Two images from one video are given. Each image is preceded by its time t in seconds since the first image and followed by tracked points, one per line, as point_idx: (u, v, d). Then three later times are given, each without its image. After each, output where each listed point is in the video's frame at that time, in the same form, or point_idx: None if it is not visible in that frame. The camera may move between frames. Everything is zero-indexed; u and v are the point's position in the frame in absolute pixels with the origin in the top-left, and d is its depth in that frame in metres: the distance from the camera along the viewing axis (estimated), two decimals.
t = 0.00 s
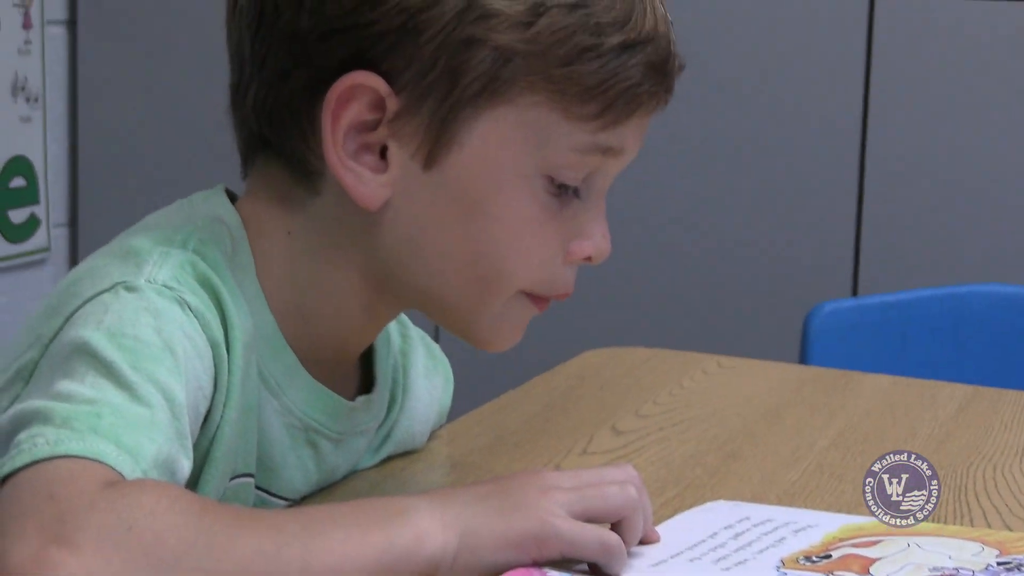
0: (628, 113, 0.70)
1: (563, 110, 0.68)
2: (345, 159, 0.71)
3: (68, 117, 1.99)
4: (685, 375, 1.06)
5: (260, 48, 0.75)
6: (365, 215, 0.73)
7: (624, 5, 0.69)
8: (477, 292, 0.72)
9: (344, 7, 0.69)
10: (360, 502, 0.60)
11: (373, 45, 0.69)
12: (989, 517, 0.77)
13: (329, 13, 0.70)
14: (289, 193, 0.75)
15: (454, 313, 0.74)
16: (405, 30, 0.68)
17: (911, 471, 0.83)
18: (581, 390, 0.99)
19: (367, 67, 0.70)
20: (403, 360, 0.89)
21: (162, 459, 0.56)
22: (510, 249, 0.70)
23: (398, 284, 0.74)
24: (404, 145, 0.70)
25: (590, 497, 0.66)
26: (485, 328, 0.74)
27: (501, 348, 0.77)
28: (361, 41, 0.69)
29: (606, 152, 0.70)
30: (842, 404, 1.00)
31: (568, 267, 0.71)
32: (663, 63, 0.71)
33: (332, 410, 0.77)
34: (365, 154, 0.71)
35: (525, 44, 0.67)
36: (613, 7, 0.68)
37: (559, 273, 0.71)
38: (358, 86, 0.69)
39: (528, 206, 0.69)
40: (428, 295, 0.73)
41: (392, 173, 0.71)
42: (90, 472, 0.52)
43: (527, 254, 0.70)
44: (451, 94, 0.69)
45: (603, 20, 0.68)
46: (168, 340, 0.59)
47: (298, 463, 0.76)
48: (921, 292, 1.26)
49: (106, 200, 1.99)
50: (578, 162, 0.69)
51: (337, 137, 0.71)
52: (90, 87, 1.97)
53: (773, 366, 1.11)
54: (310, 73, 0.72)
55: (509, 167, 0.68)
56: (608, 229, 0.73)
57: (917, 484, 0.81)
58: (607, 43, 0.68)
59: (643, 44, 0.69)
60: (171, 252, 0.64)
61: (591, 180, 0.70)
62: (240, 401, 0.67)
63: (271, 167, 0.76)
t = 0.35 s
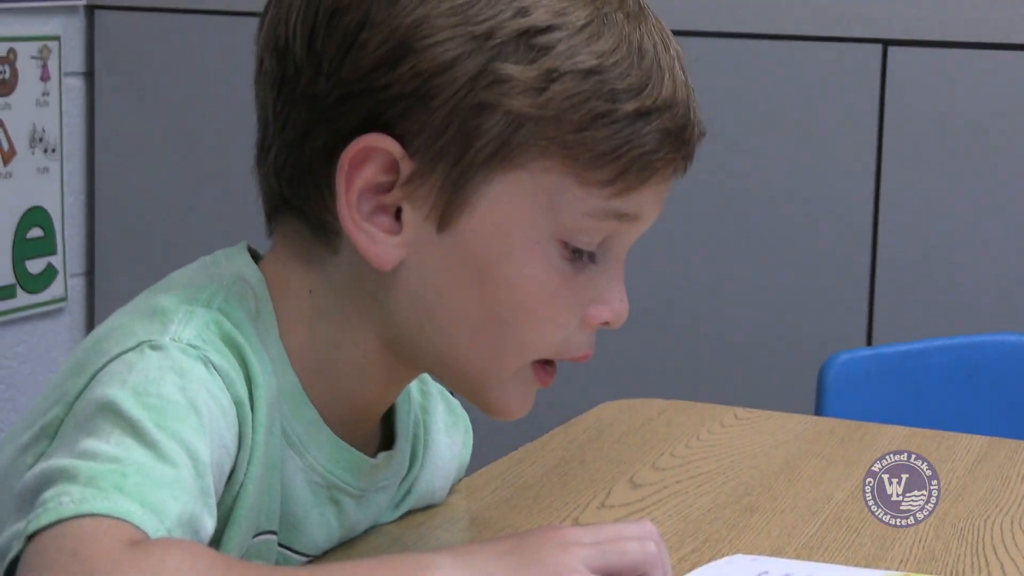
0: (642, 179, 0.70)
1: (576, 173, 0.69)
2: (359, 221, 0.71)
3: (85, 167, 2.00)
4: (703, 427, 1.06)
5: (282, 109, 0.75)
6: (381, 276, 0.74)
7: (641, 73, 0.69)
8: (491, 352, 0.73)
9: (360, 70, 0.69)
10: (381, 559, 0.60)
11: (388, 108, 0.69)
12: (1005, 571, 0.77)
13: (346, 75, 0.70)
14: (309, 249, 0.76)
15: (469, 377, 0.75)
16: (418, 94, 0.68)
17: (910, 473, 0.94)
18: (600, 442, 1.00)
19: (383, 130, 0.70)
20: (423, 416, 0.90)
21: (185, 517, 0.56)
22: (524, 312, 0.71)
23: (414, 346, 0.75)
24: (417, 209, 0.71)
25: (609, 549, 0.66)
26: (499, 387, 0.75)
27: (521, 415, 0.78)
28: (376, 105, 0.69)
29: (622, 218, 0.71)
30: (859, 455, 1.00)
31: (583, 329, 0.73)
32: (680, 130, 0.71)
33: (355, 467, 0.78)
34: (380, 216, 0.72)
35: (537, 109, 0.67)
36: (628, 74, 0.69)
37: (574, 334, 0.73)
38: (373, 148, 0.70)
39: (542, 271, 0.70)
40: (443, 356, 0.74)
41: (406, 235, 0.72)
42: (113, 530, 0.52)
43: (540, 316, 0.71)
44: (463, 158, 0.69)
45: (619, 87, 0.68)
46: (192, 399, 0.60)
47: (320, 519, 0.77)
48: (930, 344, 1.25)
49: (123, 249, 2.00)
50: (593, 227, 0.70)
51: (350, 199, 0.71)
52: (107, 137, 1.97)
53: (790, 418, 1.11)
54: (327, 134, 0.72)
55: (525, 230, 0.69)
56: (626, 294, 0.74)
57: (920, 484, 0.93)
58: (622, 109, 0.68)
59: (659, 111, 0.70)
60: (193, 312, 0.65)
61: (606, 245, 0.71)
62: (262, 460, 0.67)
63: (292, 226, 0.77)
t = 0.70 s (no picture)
0: (649, 218, 0.71)
1: (581, 213, 0.70)
2: (367, 262, 0.72)
3: (98, 200, 2.00)
4: (716, 464, 1.06)
5: (293, 152, 0.77)
6: (392, 316, 0.75)
7: (645, 112, 0.71)
8: (500, 394, 0.74)
9: (365, 112, 0.70)
10: None
11: (392, 150, 0.70)
12: None
13: (351, 118, 0.71)
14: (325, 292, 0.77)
15: (480, 417, 0.76)
16: (422, 136, 0.69)
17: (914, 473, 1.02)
18: (612, 479, 1.00)
19: (389, 171, 0.70)
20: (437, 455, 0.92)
21: (203, 557, 0.57)
22: (532, 353, 0.73)
23: (426, 387, 0.76)
24: (426, 249, 0.72)
25: None
26: (508, 430, 0.76)
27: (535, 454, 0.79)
28: (381, 146, 0.70)
29: (629, 258, 0.72)
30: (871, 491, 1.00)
31: (592, 370, 0.74)
32: (687, 167, 0.73)
33: (370, 506, 0.80)
34: (388, 257, 0.73)
35: (539, 150, 0.68)
36: (633, 113, 0.70)
37: (582, 374, 0.74)
38: (380, 189, 0.70)
39: (549, 312, 0.72)
40: (454, 395, 0.75)
41: (414, 276, 0.73)
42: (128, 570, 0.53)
43: (546, 356, 0.73)
44: (467, 199, 0.69)
45: (623, 126, 0.69)
46: (211, 441, 0.61)
47: (335, 556, 0.78)
48: (947, 377, 1.23)
49: (135, 281, 2.01)
50: (600, 267, 0.72)
51: (358, 240, 0.72)
52: (120, 169, 1.98)
53: (802, 454, 1.11)
54: (336, 176, 0.73)
55: (530, 271, 0.71)
56: (636, 334, 0.75)
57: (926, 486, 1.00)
58: (626, 148, 0.69)
59: (665, 150, 0.71)
60: (212, 352, 0.67)
61: (614, 286, 0.73)
62: (279, 500, 0.69)
63: (304, 267, 0.78)
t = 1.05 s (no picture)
0: (647, 242, 0.72)
1: (575, 238, 0.71)
2: (364, 284, 0.74)
3: (105, 219, 2.01)
4: (722, 484, 1.06)
5: (296, 175, 0.79)
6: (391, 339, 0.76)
7: (643, 136, 0.71)
8: (498, 416, 0.75)
9: (362, 135, 0.72)
10: None
11: (388, 173, 0.71)
12: None
13: (349, 141, 0.72)
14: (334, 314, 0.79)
15: (481, 439, 0.77)
16: (417, 159, 0.70)
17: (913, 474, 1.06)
18: (618, 498, 1.00)
19: (387, 194, 0.72)
20: (442, 476, 0.93)
21: None
22: (528, 377, 0.73)
23: (424, 407, 0.78)
24: (422, 272, 0.73)
25: None
26: (507, 448, 0.77)
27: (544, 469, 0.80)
28: (378, 169, 0.72)
29: (626, 282, 0.72)
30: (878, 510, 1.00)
31: (591, 395, 0.74)
32: (686, 192, 0.73)
33: (377, 527, 0.80)
34: (387, 279, 0.74)
35: (532, 173, 0.69)
36: (629, 137, 0.70)
37: (583, 398, 0.74)
38: (375, 212, 0.72)
39: (546, 335, 0.73)
40: (454, 416, 0.76)
41: (411, 297, 0.74)
42: None
43: (542, 380, 0.73)
44: (462, 223, 0.71)
45: (618, 151, 0.70)
46: (218, 464, 0.61)
47: None
48: (955, 397, 1.22)
49: (142, 301, 2.01)
50: (597, 292, 0.72)
51: (355, 265, 0.73)
52: (127, 189, 1.98)
53: (808, 474, 1.11)
54: (335, 199, 0.75)
55: (526, 294, 0.72)
56: (639, 357, 0.76)
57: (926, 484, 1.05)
58: (621, 173, 0.70)
59: (663, 174, 0.71)
60: (219, 376, 0.68)
61: (614, 309, 0.73)
62: (286, 522, 0.70)
63: (313, 289, 0.80)
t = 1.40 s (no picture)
0: (649, 265, 0.73)
1: (576, 262, 0.72)
2: (365, 306, 0.75)
3: (112, 234, 2.01)
4: (730, 501, 1.06)
5: (301, 194, 0.81)
6: (394, 358, 0.78)
7: (645, 159, 0.72)
8: (502, 438, 0.76)
9: (363, 157, 0.74)
10: None
11: (389, 196, 0.74)
12: None
13: (351, 162, 0.75)
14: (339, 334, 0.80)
15: (485, 461, 0.78)
16: (418, 182, 0.72)
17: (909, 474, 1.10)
18: (627, 515, 1.01)
19: (387, 217, 0.74)
20: (451, 494, 0.93)
21: None
22: (532, 399, 0.75)
23: (430, 426, 0.79)
24: (422, 293, 0.75)
25: None
26: (512, 471, 0.78)
27: (546, 497, 0.81)
28: (379, 191, 0.74)
29: (628, 304, 0.74)
30: (884, 531, 0.99)
31: (596, 416, 0.76)
32: (689, 214, 0.74)
33: (384, 545, 0.81)
34: (391, 301, 0.75)
35: (532, 197, 0.70)
36: (629, 160, 0.72)
37: (587, 418, 0.76)
38: (376, 234, 0.74)
39: (548, 356, 0.74)
40: (456, 438, 0.78)
41: (413, 319, 0.75)
42: None
43: (545, 401, 0.75)
44: (463, 245, 0.72)
45: (618, 174, 0.71)
46: (228, 484, 0.62)
47: None
48: (960, 416, 1.21)
49: (149, 316, 2.01)
50: (599, 314, 0.73)
51: (357, 288, 0.75)
52: (134, 204, 1.99)
53: (816, 491, 1.11)
54: (338, 221, 0.77)
55: (528, 315, 0.73)
56: (644, 380, 0.77)
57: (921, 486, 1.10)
58: (621, 196, 0.71)
59: (665, 197, 0.72)
60: (229, 395, 0.69)
61: (616, 332, 0.75)
62: (294, 540, 0.70)
63: (317, 306, 0.81)
